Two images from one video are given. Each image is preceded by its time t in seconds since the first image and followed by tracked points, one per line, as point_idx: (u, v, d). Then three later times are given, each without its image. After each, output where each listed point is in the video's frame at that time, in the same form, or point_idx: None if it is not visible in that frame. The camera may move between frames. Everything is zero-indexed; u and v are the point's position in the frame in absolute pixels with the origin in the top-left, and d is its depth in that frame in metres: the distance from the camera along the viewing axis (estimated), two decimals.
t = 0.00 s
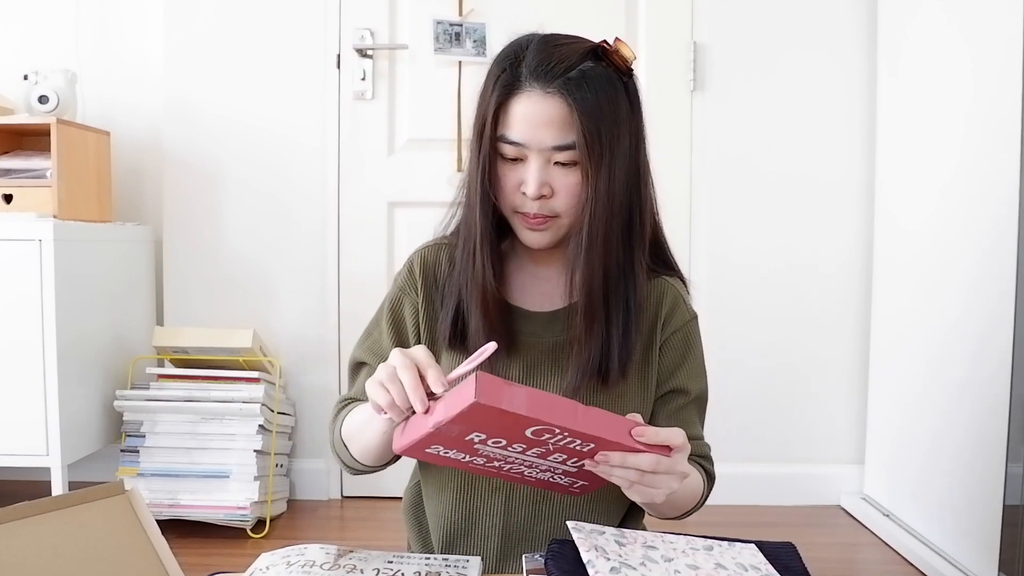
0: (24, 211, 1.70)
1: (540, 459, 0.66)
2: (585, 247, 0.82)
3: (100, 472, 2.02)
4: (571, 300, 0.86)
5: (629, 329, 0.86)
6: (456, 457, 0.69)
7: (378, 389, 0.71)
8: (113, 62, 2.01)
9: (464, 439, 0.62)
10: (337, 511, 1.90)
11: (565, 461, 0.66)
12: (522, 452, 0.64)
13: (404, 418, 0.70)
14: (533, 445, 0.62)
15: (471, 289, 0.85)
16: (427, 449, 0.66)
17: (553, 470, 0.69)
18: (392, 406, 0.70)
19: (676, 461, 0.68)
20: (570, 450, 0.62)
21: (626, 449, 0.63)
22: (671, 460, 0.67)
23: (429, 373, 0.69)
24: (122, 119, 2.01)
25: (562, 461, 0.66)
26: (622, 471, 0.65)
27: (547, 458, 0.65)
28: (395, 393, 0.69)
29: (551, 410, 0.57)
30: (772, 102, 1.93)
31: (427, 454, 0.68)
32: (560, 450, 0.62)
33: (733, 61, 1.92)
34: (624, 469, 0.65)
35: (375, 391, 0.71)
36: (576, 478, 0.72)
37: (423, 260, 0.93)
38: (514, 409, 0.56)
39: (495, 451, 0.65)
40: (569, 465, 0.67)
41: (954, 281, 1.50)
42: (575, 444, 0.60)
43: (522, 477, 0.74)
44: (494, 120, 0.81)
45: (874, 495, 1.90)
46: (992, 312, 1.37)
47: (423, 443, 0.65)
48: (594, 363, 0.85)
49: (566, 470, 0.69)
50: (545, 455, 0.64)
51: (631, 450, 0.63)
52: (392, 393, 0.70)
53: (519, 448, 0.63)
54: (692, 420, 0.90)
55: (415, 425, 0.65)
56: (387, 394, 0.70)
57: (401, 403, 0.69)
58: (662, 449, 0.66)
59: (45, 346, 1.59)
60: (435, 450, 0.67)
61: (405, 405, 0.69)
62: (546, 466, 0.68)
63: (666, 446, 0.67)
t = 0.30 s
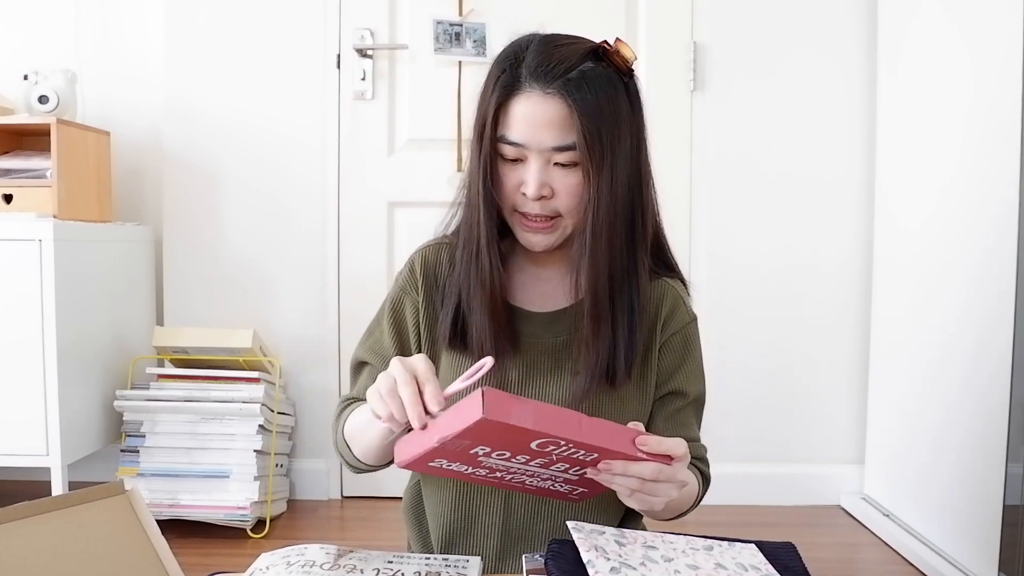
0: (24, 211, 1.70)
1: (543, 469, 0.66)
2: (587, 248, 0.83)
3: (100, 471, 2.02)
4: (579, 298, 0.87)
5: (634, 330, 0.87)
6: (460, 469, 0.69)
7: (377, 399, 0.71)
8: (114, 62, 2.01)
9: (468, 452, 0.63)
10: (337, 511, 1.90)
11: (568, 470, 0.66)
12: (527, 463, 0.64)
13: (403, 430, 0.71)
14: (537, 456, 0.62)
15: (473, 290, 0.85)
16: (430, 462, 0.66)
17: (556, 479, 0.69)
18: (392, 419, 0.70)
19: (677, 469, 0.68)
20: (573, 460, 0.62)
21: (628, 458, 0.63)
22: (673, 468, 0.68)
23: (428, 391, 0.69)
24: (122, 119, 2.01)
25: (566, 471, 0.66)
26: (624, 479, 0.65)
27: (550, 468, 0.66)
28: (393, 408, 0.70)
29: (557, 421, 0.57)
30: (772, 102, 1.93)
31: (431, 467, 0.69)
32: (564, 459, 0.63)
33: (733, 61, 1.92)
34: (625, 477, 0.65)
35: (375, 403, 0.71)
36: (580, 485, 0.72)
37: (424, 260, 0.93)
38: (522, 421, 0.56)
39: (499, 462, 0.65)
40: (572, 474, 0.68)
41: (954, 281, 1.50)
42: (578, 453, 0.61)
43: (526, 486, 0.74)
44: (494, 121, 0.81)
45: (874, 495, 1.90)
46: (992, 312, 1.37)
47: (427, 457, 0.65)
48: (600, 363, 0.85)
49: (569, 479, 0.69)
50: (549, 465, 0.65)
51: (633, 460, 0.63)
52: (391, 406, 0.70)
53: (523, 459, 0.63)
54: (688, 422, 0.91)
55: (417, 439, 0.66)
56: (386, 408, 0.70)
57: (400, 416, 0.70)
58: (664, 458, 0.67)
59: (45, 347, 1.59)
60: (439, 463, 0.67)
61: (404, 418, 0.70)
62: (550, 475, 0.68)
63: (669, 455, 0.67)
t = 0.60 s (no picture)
0: (24, 211, 1.70)
1: (550, 468, 0.66)
2: (587, 246, 0.82)
3: (99, 471, 2.02)
4: (578, 298, 0.86)
5: (632, 330, 0.86)
6: (464, 467, 0.68)
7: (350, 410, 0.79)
8: (113, 62, 2.01)
9: (475, 452, 0.61)
10: (337, 511, 1.90)
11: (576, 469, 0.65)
12: (535, 462, 0.64)
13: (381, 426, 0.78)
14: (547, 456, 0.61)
15: (472, 289, 0.86)
16: (435, 461, 0.65)
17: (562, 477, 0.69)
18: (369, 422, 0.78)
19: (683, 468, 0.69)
20: (581, 459, 0.62)
21: (636, 457, 0.63)
22: (680, 467, 0.68)
23: (388, 373, 0.78)
24: (122, 119, 2.01)
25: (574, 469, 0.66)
26: (631, 480, 0.66)
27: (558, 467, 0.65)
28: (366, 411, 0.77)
29: (569, 423, 0.57)
30: (772, 102, 1.93)
31: (435, 466, 0.67)
32: (574, 459, 0.62)
33: (733, 61, 1.92)
34: (633, 477, 0.66)
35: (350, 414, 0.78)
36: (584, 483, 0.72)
37: (425, 260, 0.93)
38: (536, 424, 0.55)
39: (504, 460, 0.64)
40: (579, 473, 0.67)
41: (954, 281, 1.50)
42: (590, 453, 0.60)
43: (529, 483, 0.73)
44: (494, 119, 0.81)
45: (874, 495, 1.90)
46: (992, 312, 1.37)
47: (432, 457, 0.63)
48: (598, 360, 0.85)
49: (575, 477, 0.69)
50: (557, 465, 0.64)
51: (641, 459, 0.64)
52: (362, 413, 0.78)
53: (532, 458, 0.62)
54: (690, 419, 0.90)
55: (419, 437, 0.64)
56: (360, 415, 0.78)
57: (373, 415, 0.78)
58: (672, 459, 0.67)
59: (45, 347, 1.59)
60: (444, 462, 0.66)
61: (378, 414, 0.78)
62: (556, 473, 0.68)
63: (677, 455, 0.68)
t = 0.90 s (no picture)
0: (24, 211, 1.70)
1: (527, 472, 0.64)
2: (568, 246, 0.81)
3: (99, 472, 2.02)
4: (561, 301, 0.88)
5: (625, 327, 0.85)
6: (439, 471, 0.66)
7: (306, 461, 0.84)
8: (113, 62, 2.00)
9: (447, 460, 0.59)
10: (337, 511, 1.90)
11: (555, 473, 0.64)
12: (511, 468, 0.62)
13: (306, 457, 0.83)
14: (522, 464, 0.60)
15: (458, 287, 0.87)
16: (409, 468, 0.63)
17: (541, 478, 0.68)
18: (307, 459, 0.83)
19: (663, 471, 0.69)
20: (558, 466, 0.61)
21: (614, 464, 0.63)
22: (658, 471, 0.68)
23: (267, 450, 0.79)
24: (122, 119, 2.01)
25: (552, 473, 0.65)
26: (608, 484, 0.66)
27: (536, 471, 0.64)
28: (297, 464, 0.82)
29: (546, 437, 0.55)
30: (772, 102, 1.93)
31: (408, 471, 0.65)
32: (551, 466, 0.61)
33: (733, 61, 1.92)
34: (608, 482, 0.66)
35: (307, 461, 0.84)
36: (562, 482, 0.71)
37: (424, 260, 0.95)
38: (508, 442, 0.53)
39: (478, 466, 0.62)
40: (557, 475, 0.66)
41: (954, 281, 1.50)
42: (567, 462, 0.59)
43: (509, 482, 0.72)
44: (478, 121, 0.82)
45: (874, 495, 1.90)
46: (992, 312, 1.36)
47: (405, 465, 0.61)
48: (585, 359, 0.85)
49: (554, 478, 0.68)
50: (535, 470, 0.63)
51: (619, 465, 0.63)
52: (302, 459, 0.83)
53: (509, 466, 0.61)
54: (683, 418, 0.90)
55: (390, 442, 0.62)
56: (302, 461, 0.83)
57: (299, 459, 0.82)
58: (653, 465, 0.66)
59: (45, 347, 1.59)
60: (418, 468, 0.64)
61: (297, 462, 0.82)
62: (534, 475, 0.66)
63: (656, 462, 0.66)
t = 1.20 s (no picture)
0: (24, 211, 1.70)
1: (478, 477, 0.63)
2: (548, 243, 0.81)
3: (99, 471, 2.02)
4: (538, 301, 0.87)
5: (597, 324, 0.84)
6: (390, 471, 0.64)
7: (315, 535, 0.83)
8: (114, 62, 2.01)
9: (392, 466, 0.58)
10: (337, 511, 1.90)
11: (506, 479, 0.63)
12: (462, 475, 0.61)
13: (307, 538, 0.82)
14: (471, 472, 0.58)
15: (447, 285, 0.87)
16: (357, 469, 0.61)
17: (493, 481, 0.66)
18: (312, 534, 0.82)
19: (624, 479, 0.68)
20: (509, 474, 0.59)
21: (567, 474, 0.62)
22: (616, 481, 0.67)
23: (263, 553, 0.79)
24: (122, 119, 2.01)
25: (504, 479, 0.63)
26: (563, 492, 0.65)
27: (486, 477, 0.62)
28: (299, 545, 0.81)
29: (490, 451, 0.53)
30: (772, 102, 1.93)
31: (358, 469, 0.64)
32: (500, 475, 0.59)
33: (733, 61, 1.92)
34: (563, 491, 0.65)
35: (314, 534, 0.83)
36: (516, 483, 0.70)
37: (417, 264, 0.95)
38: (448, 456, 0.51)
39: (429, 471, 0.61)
40: (509, 480, 0.65)
41: (955, 281, 1.50)
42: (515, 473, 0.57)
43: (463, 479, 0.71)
44: (470, 118, 0.82)
45: (874, 495, 1.90)
46: (993, 312, 1.36)
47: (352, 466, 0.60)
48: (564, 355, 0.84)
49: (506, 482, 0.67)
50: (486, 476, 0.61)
51: (573, 476, 0.62)
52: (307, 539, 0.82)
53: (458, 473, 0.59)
54: (675, 412, 0.90)
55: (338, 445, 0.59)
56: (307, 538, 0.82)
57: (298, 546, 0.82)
58: (608, 476, 0.66)
59: (45, 347, 1.59)
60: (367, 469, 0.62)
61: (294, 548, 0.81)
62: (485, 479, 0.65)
63: (613, 473, 0.66)
